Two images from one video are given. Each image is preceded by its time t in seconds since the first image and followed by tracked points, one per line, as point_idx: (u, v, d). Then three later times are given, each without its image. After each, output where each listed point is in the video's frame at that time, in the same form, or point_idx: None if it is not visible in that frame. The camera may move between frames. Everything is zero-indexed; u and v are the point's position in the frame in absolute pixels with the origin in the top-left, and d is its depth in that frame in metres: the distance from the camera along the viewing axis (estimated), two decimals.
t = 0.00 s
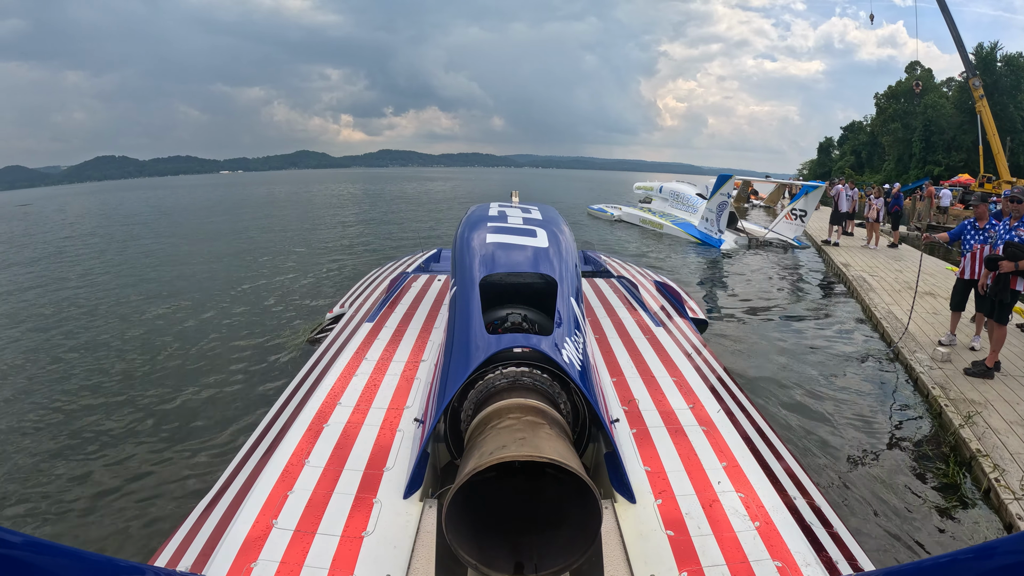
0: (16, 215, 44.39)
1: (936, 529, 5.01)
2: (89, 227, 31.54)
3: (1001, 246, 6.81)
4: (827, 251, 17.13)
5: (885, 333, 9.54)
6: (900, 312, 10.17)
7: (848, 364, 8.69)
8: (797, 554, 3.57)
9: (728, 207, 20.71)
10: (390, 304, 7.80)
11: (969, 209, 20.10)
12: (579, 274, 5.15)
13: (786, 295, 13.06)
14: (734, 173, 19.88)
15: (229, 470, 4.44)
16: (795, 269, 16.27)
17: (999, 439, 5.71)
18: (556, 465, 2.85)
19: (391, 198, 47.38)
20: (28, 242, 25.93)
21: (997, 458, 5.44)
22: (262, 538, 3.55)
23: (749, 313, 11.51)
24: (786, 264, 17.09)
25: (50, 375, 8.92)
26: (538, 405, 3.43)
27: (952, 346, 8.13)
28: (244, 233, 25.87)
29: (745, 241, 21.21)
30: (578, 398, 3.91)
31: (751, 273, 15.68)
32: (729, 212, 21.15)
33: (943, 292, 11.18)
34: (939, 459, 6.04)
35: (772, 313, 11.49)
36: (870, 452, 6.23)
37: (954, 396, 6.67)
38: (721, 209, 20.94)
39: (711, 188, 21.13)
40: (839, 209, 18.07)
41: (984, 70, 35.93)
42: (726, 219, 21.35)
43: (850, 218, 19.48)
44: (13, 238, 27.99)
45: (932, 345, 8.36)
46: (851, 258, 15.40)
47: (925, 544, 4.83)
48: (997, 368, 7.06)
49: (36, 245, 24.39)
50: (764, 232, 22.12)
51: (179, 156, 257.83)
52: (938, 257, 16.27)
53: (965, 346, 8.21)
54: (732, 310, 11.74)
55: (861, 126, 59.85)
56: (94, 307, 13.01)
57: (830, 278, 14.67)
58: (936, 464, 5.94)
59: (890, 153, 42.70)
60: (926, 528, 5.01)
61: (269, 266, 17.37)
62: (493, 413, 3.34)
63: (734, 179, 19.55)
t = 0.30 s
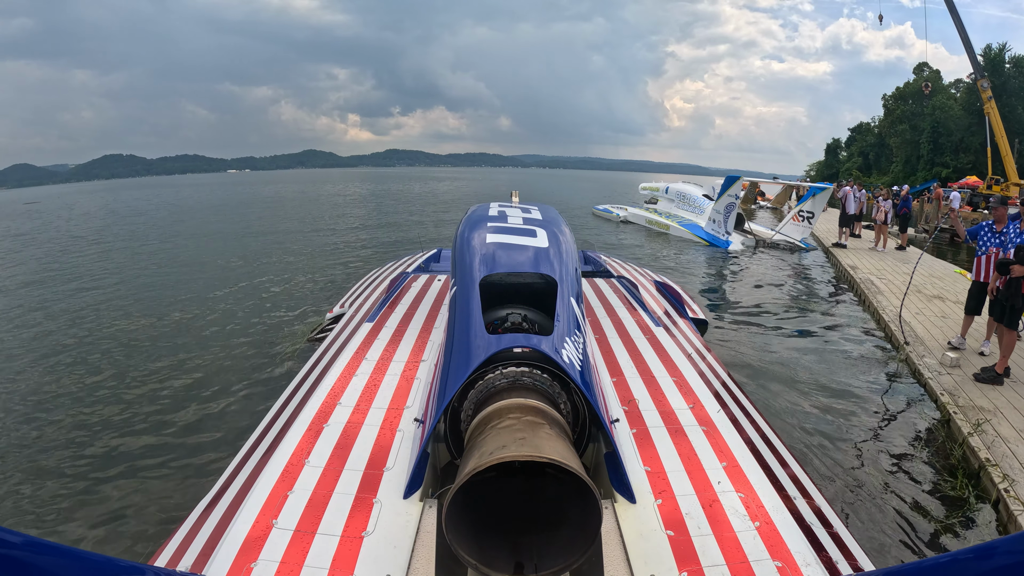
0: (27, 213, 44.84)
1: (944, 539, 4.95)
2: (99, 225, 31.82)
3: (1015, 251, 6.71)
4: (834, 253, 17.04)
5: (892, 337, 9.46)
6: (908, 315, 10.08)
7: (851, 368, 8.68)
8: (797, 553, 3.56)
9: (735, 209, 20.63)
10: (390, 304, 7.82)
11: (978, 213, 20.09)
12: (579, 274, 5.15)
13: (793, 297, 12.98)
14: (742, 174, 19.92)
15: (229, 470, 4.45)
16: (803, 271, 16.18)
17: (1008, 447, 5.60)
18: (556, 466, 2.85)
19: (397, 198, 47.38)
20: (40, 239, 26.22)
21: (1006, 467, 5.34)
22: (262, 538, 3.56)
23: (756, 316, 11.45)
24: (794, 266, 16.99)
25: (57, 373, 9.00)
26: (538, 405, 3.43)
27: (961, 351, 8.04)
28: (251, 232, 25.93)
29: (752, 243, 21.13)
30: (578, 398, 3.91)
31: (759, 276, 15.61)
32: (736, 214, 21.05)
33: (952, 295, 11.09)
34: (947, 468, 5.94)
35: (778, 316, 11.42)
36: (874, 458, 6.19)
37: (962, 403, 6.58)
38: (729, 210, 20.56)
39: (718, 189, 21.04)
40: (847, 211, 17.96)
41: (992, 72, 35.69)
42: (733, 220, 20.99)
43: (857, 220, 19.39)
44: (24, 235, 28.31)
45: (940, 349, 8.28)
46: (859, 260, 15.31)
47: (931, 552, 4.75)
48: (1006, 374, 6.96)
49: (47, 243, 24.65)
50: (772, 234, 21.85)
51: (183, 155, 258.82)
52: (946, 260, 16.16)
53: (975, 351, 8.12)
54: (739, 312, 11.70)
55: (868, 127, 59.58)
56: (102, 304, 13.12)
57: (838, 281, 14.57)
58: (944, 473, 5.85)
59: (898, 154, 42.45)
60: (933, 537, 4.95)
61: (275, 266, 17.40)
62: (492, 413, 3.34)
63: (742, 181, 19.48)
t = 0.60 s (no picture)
0: (35, 213, 45.12)
1: (953, 550, 4.90)
2: (106, 224, 32.00)
3: None
4: (842, 254, 16.97)
5: (900, 340, 9.38)
6: (915, 317, 10.01)
7: (854, 370, 8.65)
8: (797, 553, 3.55)
9: (743, 209, 20.56)
10: (390, 304, 7.82)
11: (986, 215, 20.02)
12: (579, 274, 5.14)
13: (799, 299, 12.91)
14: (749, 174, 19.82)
15: (228, 470, 4.46)
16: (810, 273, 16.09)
17: (1018, 456, 5.54)
18: (556, 466, 2.84)
19: (401, 198, 47.39)
20: (48, 239, 26.40)
21: (1016, 476, 5.28)
22: (261, 538, 3.57)
23: (763, 318, 11.38)
24: (801, 267, 16.90)
25: (62, 372, 9.04)
26: (538, 405, 3.43)
27: (971, 356, 7.96)
28: (257, 232, 25.97)
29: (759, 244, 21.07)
30: (578, 397, 3.91)
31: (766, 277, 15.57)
32: (744, 215, 20.97)
33: (960, 297, 11.03)
34: (956, 476, 5.88)
35: (785, 318, 11.36)
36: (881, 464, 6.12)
37: (971, 409, 6.51)
38: (736, 211, 20.60)
39: (726, 190, 20.96)
40: (853, 212, 17.83)
41: (1000, 72, 35.48)
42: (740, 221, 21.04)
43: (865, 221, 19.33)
44: (32, 235, 28.52)
45: (949, 353, 8.21)
46: (867, 262, 15.23)
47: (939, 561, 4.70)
48: (1016, 380, 6.88)
49: (55, 242, 24.80)
50: (779, 235, 21.86)
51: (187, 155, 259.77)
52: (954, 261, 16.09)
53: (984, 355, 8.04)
54: (747, 314, 11.66)
55: (875, 128, 59.34)
56: (108, 304, 13.20)
57: (845, 283, 14.48)
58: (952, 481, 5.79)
59: (905, 155, 42.24)
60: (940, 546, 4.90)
61: (281, 266, 17.39)
62: (492, 413, 3.34)
63: (749, 182, 19.42)
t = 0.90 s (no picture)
0: (42, 213, 45.38)
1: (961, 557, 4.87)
2: (113, 224, 32.15)
3: None
4: (848, 255, 16.94)
5: (908, 343, 9.33)
6: (923, 319, 9.96)
7: (856, 371, 8.65)
8: (797, 554, 3.55)
9: (750, 210, 20.57)
10: (390, 304, 7.83)
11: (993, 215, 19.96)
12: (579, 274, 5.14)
13: (806, 300, 12.88)
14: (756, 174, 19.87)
15: (228, 471, 4.46)
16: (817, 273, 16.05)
17: None
18: (556, 466, 2.84)
19: (406, 198, 47.39)
20: (55, 239, 26.54)
21: None
22: (261, 538, 3.57)
23: (769, 319, 11.35)
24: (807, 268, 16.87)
25: (67, 371, 9.09)
26: (538, 405, 3.43)
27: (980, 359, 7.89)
28: (263, 232, 26.00)
29: (766, 245, 21.06)
30: (578, 397, 3.91)
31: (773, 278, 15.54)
32: (751, 215, 20.95)
33: (969, 299, 10.98)
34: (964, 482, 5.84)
35: (792, 319, 11.33)
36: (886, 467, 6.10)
37: (980, 414, 6.46)
38: (743, 212, 20.57)
39: (733, 190, 20.97)
40: (858, 212, 17.65)
41: (1007, 72, 35.37)
42: (747, 221, 21.03)
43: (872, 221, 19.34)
44: (40, 235, 28.68)
45: (957, 356, 8.15)
46: (873, 263, 15.17)
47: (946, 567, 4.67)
48: None
49: (62, 242, 24.89)
50: (786, 235, 21.87)
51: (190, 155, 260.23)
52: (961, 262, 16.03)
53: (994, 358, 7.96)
54: (753, 315, 11.64)
55: (881, 128, 59.16)
56: (113, 303, 13.26)
57: (852, 284, 14.45)
58: (960, 486, 5.75)
59: (912, 155, 42.10)
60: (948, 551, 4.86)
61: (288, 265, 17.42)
62: (492, 413, 3.34)
63: (756, 182, 19.47)
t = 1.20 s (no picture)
0: (49, 213, 45.62)
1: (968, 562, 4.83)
2: (119, 224, 32.31)
3: None
4: (855, 256, 16.86)
5: (915, 345, 9.28)
6: (931, 321, 9.90)
7: (858, 373, 8.65)
8: (797, 553, 3.55)
9: (756, 211, 20.57)
10: (391, 304, 7.83)
11: (1001, 215, 19.89)
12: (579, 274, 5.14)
13: (812, 302, 12.84)
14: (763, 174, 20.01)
15: (228, 471, 4.46)
16: (823, 274, 16.01)
17: None
18: (556, 466, 2.84)
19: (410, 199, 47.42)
20: (62, 238, 26.68)
21: None
22: (261, 538, 3.57)
23: (775, 321, 11.32)
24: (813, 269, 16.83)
25: (70, 370, 9.14)
26: (538, 405, 3.43)
27: (989, 363, 7.81)
28: (269, 232, 26.05)
29: (772, 245, 21.07)
30: (578, 397, 3.91)
31: (778, 279, 15.51)
32: (757, 216, 20.94)
33: (977, 301, 10.91)
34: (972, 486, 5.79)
35: (798, 321, 11.30)
36: (892, 473, 6.04)
37: (989, 420, 6.40)
38: (750, 212, 20.58)
39: (740, 190, 20.98)
40: (864, 212, 17.55)
41: (1014, 72, 35.29)
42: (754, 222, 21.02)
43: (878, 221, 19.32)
44: (46, 234, 28.84)
45: (966, 360, 8.08)
46: (880, 264, 15.12)
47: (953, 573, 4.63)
48: None
49: (70, 242, 25.00)
50: (792, 236, 21.88)
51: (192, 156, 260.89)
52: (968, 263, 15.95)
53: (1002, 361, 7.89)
54: (759, 316, 11.61)
55: (887, 128, 58.99)
56: (118, 303, 13.33)
57: (859, 285, 14.41)
58: (968, 491, 5.70)
59: (918, 156, 41.97)
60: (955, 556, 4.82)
61: (295, 265, 17.46)
62: (493, 413, 3.34)
63: (763, 182, 19.49)
